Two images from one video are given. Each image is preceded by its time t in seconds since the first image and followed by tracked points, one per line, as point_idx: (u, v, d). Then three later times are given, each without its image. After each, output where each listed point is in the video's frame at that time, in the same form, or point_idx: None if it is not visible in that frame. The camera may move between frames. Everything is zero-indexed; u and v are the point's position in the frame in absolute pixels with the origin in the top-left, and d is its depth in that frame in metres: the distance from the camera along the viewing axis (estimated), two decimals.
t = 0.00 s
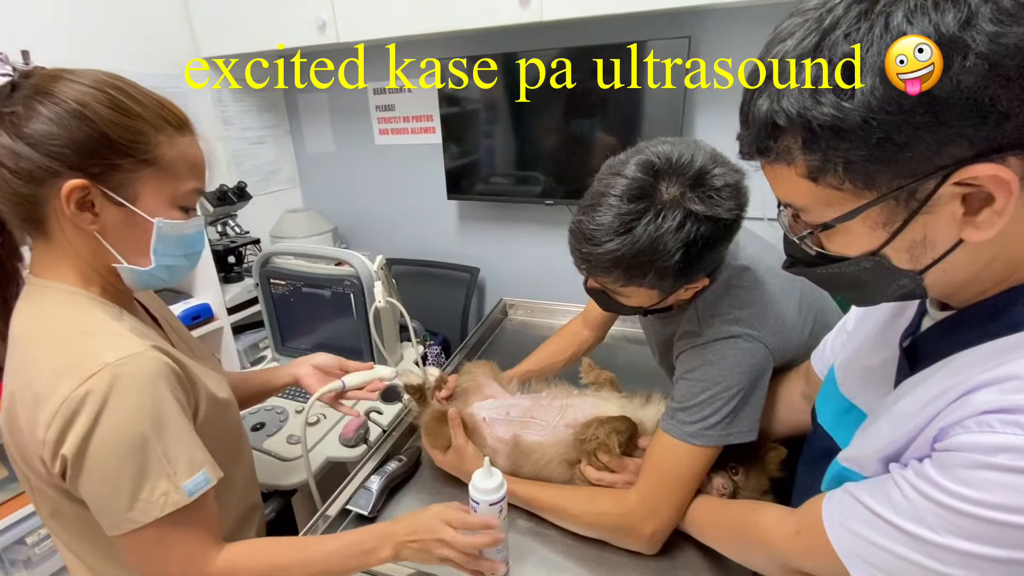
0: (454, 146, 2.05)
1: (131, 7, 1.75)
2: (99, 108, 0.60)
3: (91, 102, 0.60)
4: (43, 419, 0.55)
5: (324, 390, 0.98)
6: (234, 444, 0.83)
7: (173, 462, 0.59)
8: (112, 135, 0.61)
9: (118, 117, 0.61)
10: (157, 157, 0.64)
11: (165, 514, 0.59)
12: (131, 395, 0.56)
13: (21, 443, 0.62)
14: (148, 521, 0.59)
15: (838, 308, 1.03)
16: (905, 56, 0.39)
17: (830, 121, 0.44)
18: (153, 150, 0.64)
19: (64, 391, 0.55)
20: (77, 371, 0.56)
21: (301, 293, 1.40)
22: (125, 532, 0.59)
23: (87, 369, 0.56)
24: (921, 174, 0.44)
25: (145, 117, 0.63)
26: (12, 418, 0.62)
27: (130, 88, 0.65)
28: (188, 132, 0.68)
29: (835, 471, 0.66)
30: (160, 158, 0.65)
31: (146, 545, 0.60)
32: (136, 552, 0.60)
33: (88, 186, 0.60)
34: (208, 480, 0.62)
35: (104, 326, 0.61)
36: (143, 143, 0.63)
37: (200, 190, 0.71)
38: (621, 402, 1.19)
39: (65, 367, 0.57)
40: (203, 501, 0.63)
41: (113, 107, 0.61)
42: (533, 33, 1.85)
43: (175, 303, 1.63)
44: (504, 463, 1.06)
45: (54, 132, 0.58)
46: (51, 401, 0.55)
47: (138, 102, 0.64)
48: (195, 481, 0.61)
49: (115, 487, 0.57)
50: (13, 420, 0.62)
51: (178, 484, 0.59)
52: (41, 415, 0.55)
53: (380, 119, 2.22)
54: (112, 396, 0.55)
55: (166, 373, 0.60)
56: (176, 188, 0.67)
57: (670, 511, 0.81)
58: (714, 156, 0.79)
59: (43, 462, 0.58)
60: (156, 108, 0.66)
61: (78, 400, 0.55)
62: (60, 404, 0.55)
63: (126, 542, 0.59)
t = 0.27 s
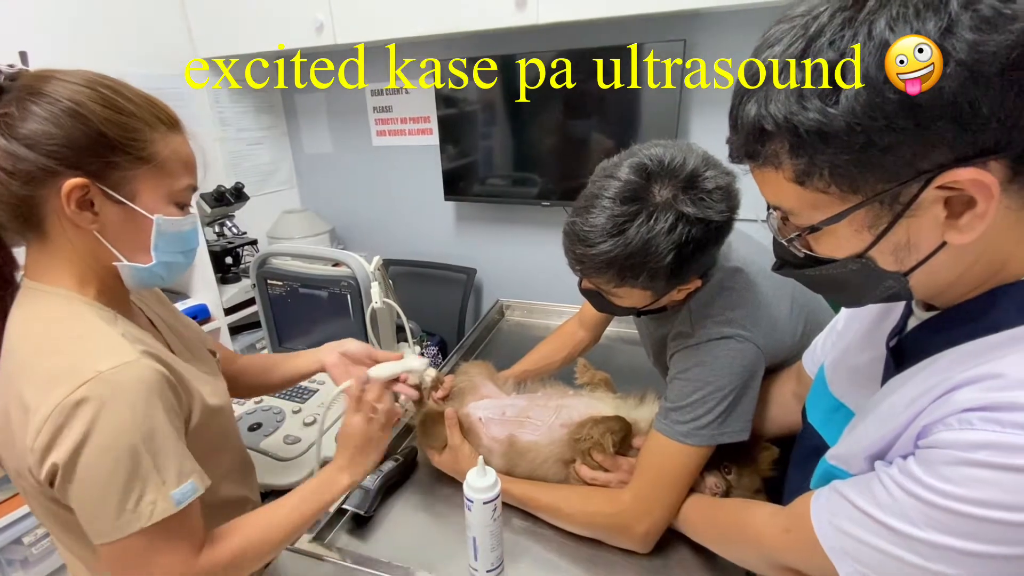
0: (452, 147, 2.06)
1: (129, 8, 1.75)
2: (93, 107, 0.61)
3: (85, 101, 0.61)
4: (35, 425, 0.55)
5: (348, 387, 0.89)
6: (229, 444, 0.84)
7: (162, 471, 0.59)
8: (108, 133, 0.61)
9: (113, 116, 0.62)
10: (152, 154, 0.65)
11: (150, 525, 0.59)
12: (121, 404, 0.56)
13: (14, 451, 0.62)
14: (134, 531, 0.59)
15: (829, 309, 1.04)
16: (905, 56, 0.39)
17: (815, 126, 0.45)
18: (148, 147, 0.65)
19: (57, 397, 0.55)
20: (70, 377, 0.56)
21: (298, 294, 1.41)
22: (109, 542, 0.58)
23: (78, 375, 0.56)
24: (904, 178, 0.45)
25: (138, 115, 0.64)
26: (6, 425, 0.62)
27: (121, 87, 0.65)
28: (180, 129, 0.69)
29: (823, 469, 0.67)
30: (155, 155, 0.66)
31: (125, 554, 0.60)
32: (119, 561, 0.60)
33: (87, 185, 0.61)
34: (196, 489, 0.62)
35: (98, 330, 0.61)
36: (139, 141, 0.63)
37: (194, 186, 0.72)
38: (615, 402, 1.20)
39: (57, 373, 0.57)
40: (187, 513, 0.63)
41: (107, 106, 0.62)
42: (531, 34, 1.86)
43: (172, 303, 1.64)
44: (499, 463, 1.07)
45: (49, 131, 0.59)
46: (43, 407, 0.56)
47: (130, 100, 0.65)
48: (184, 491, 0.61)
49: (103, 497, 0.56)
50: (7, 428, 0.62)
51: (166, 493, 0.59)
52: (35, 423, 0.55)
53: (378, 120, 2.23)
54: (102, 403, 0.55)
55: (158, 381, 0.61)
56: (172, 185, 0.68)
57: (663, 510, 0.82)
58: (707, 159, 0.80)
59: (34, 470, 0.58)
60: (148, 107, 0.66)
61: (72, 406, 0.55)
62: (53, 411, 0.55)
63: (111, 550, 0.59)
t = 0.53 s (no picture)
0: (450, 148, 2.07)
1: (129, 9, 1.75)
2: (91, 105, 0.62)
3: (83, 100, 0.62)
4: (47, 423, 0.56)
5: (381, 381, 0.91)
6: (230, 443, 0.84)
7: (177, 463, 0.59)
8: (106, 130, 0.62)
9: (111, 113, 0.63)
10: (151, 150, 0.66)
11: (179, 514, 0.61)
12: (130, 398, 0.57)
13: (25, 457, 0.62)
14: (164, 520, 0.60)
15: (824, 310, 1.05)
16: (904, 56, 0.40)
17: (804, 129, 0.46)
18: (146, 143, 0.65)
19: (64, 395, 0.56)
20: (75, 377, 0.57)
21: (297, 294, 1.41)
22: (143, 531, 0.60)
23: (83, 375, 0.57)
24: (893, 180, 0.46)
25: (135, 112, 0.65)
26: (15, 431, 0.63)
27: (116, 85, 0.66)
28: (175, 126, 0.70)
29: (816, 467, 0.68)
30: (153, 151, 0.66)
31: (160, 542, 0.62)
32: (153, 550, 0.62)
33: (88, 182, 0.61)
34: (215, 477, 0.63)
35: (101, 330, 0.61)
36: (138, 137, 0.64)
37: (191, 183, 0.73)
38: (612, 402, 1.20)
39: (59, 375, 0.57)
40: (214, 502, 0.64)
41: (104, 103, 0.63)
42: (528, 36, 1.87)
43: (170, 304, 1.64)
44: (495, 462, 1.08)
45: (48, 129, 0.59)
46: (51, 409, 0.56)
47: (126, 98, 0.66)
48: (205, 480, 0.62)
49: (129, 490, 0.58)
50: (17, 434, 0.63)
51: (188, 482, 0.60)
52: (46, 422, 0.56)
53: (376, 121, 2.23)
54: (109, 399, 0.56)
55: (165, 375, 0.61)
56: (172, 180, 0.69)
57: (659, 509, 0.83)
58: (702, 161, 0.80)
59: (51, 472, 0.59)
60: (144, 104, 0.67)
61: (82, 403, 0.56)
62: (63, 408, 0.56)
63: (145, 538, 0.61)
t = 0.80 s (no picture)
0: (449, 149, 2.07)
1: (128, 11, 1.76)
2: (97, 107, 0.62)
3: (90, 102, 0.62)
4: (70, 417, 0.58)
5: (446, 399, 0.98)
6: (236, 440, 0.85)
7: (201, 445, 0.61)
8: (113, 132, 0.63)
9: (116, 115, 0.63)
10: (155, 153, 0.67)
11: (209, 494, 0.62)
12: (152, 383, 0.59)
13: (41, 456, 0.63)
14: (196, 502, 0.62)
15: (820, 311, 1.05)
16: (905, 56, 0.40)
17: (796, 133, 0.46)
18: (151, 146, 0.66)
19: (86, 387, 0.58)
20: (93, 369, 0.58)
21: (296, 295, 1.41)
22: (177, 512, 0.62)
23: (102, 365, 0.58)
24: (884, 183, 0.47)
25: (140, 114, 0.65)
26: (28, 431, 0.63)
27: (119, 87, 0.66)
28: (179, 129, 0.70)
29: (810, 466, 0.69)
30: (157, 154, 0.67)
31: (191, 522, 0.63)
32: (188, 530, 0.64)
33: (95, 183, 0.62)
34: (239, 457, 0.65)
35: (113, 322, 0.62)
36: (143, 140, 0.65)
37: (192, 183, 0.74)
38: (610, 402, 1.21)
39: (76, 368, 0.58)
40: (239, 485, 0.66)
41: (110, 106, 0.63)
42: (527, 38, 1.87)
43: (169, 304, 1.65)
44: (493, 462, 1.08)
45: (56, 131, 0.60)
46: (73, 401, 0.58)
47: (130, 100, 0.66)
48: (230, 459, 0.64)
49: (157, 474, 0.60)
50: (30, 434, 0.63)
51: (216, 462, 0.62)
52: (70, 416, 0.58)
53: (375, 122, 2.24)
54: (129, 388, 0.58)
55: (181, 362, 0.63)
56: (174, 182, 0.70)
57: (656, 509, 0.83)
58: (697, 163, 0.81)
59: (73, 465, 0.60)
60: (148, 106, 0.68)
61: (103, 394, 0.57)
62: (86, 399, 0.57)
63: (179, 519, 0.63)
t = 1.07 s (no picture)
0: (449, 150, 2.08)
1: (128, 12, 1.76)
2: (103, 112, 0.63)
3: (94, 106, 0.62)
4: (83, 410, 0.58)
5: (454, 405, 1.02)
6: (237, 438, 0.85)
7: (216, 430, 0.64)
8: (120, 138, 0.63)
9: (122, 120, 0.64)
10: (159, 158, 0.68)
11: (224, 478, 0.64)
12: (169, 372, 0.61)
13: (51, 450, 0.63)
14: (210, 487, 0.64)
15: (819, 312, 1.06)
16: (905, 56, 0.40)
17: (793, 136, 0.47)
18: (155, 152, 0.67)
19: (102, 376, 0.58)
20: (105, 360, 0.59)
21: (296, 296, 1.41)
22: (188, 497, 0.64)
23: (117, 355, 0.59)
24: (880, 186, 0.47)
25: (144, 120, 0.66)
26: (36, 425, 0.63)
27: (121, 91, 0.67)
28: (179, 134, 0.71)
29: (809, 467, 0.69)
30: (160, 160, 0.68)
31: (205, 509, 0.65)
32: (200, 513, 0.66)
33: (101, 188, 0.63)
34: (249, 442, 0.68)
35: (121, 320, 0.63)
36: (148, 146, 0.66)
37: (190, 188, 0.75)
38: (610, 403, 1.21)
39: (86, 360, 0.59)
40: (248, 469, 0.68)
41: (115, 111, 0.64)
42: (527, 39, 1.88)
43: (170, 304, 1.65)
44: (494, 462, 1.09)
45: (60, 135, 0.60)
46: (88, 390, 0.58)
47: (133, 105, 0.67)
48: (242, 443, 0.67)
49: (174, 459, 0.61)
50: (38, 429, 0.63)
51: (230, 446, 0.65)
52: (82, 407, 0.58)
53: (375, 123, 2.24)
54: (143, 379, 0.59)
55: (188, 354, 0.65)
56: (175, 187, 0.71)
57: (655, 509, 0.84)
58: (696, 164, 0.82)
59: (88, 455, 0.61)
60: (149, 112, 0.68)
61: (117, 386, 0.58)
62: (100, 391, 0.58)
63: (189, 505, 0.65)
